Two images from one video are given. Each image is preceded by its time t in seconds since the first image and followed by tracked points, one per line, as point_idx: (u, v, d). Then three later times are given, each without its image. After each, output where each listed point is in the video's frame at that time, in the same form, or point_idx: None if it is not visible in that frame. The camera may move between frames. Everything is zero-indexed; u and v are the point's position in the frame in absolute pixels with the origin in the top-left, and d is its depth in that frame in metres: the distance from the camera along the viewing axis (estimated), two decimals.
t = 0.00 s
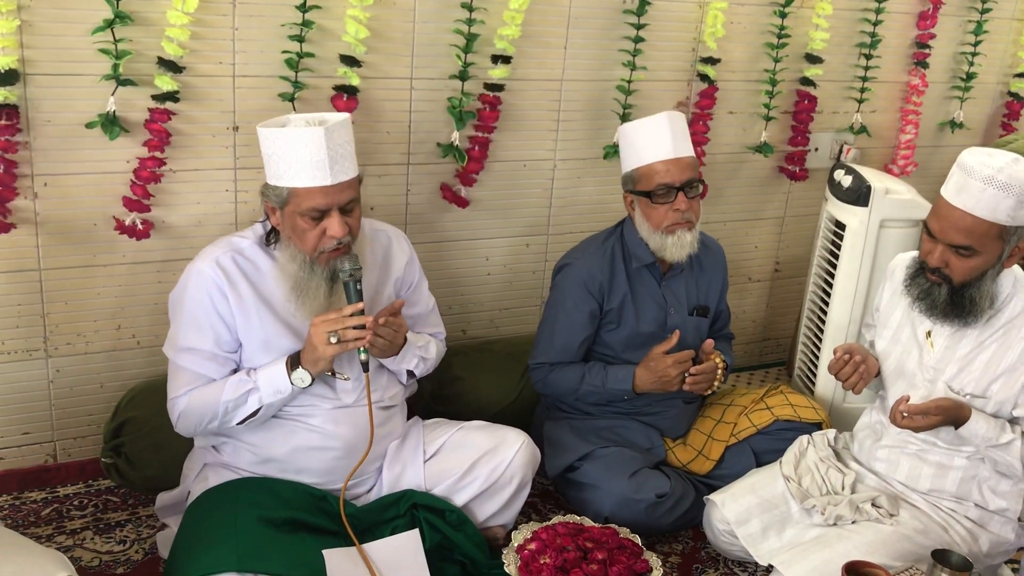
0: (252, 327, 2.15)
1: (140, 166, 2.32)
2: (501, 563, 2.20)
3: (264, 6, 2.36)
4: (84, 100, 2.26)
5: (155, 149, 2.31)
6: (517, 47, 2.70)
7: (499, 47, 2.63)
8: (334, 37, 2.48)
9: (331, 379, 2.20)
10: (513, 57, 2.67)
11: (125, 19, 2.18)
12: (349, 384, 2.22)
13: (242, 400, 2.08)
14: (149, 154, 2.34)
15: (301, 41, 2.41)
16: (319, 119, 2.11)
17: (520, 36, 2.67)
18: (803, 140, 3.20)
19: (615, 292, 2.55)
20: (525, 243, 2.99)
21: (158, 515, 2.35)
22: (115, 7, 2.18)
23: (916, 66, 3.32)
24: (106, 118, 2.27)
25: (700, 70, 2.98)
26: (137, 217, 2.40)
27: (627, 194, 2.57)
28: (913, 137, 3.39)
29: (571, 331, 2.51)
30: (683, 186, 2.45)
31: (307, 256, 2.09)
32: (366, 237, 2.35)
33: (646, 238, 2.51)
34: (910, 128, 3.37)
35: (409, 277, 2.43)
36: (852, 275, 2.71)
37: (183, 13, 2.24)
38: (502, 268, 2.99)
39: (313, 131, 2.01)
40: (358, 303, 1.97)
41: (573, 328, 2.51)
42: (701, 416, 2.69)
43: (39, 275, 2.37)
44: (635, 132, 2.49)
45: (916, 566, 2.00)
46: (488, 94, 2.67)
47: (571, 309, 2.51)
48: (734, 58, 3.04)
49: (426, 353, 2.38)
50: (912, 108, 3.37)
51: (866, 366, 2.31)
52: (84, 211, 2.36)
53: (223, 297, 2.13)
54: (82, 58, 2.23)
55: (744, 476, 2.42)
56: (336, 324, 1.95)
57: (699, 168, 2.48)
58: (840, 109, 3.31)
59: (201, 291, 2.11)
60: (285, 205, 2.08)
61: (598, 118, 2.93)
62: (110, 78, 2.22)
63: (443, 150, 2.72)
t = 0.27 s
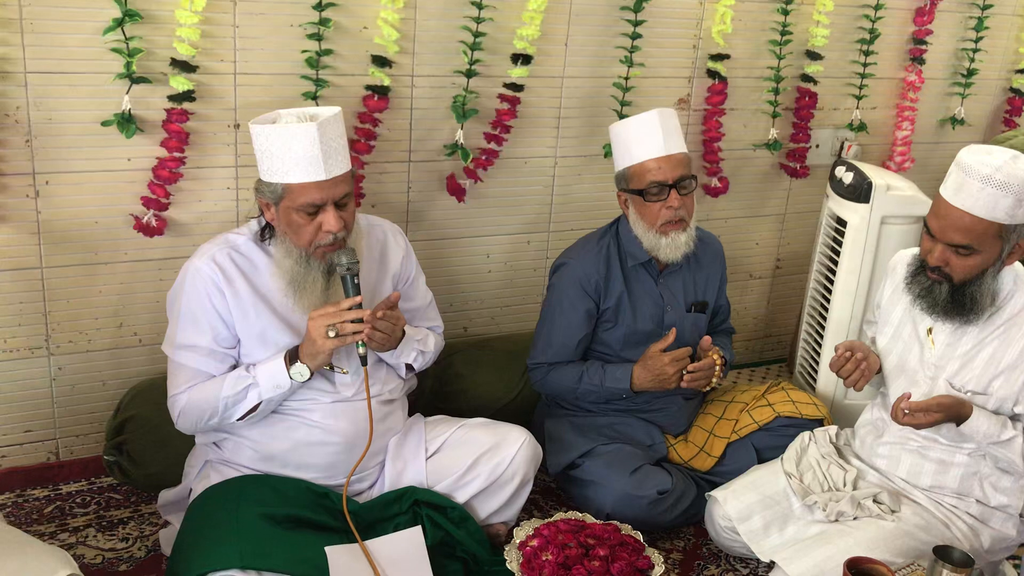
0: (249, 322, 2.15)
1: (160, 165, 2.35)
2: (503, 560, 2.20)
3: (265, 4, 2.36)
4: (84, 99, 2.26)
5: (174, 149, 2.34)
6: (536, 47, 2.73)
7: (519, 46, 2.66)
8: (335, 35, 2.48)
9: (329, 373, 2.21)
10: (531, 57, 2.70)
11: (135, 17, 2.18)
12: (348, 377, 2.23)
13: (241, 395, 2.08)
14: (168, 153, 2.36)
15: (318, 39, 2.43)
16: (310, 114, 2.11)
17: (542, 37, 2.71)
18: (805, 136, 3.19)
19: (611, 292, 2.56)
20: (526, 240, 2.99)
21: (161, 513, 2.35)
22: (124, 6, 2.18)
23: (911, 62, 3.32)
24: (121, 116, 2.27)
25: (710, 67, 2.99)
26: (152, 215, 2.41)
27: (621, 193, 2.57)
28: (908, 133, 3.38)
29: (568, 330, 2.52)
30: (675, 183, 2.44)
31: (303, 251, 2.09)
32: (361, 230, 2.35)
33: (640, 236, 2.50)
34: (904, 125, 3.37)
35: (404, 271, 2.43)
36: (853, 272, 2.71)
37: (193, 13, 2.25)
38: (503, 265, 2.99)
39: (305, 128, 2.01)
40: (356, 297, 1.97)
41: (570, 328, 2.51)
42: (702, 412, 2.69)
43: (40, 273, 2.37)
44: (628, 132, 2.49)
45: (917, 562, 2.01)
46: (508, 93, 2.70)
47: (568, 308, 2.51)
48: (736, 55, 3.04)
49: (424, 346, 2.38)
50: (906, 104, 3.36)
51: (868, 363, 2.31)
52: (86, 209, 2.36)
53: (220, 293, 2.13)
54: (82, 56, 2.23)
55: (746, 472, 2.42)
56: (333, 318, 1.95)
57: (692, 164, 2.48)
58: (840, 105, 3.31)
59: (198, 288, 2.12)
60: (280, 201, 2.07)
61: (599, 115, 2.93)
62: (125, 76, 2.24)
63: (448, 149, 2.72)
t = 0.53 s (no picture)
0: (250, 320, 2.15)
1: (175, 164, 2.36)
2: (507, 559, 2.20)
3: (271, 3, 2.36)
4: (89, 97, 2.26)
5: (189, 147, 2.36)
6: (547, 47, 2.73)
7: (529, 48, 2.66)
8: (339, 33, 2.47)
9: (330, 369, 2.21)
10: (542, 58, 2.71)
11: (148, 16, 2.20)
12: (350, 373, 2.21)
13: (242, 392, 2.08)
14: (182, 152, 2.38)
15: (342, 39, 2.44)
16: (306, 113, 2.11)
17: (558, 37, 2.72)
18: (810, 136, 3.19)
19: (610, 291, 2.56)
20: (529, 239, 2.99)
21: (165, 511, 2.35)
22: (138, 4, 2.20)
23: (915, 61, 3.32)
24: (134, 115, 2.30)
25: (725, 67, 3.00)
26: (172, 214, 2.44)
27: (618, 193, 2.59)
28: (909, 132, 3.37)
29: (568, 330, 2.52)
30: (673, 178, 2.44)
31: (301, 248, 2.09)
32: (361, 227, 2.35)
33: (640, 235, 2.50)
34: (905, 124, 3.36)
35: (405, 268, 2.43)
36: (857, 271, 2.71)
37: (209, 13, 2.26)
38: (507, 264, 2.99)
39: (301, 126, 2.01)
40: (354, 292, 1.97)
41: (570, 327, 2.51)
42: (705, 411, 2.69)
43: (45, 272, 2.37)
44: (624, 131, 2.50)
45: (922, 561, 2.01)
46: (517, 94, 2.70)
47: (566, 309, 2.51)
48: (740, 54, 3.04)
49: (426, 343, 2.37)
50: (908, 103, 3.35)
51: (872, 362, 2.31)
52: (90, 208, 2.37)
53: (220, 291, 2.13)
54: (87, 55, 2.23)
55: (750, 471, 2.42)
56: (332, 313, 1.95)
57: (689, 160, 2.48)
58: (844, 104, 3.31)
59: (198, 287, 2.12)
60: (277, 199, 2.08)
61: (603, 114, 2.93)
62: (137, 74, 2.25)
63: (459, 147, 2.74)
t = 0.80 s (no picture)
0: (252, 320, 2.15)
1: (183, 163, 2.36)
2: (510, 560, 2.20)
3: (276, 4, 2.36)
4: (94, 98, 2.27)
5: (198, 148, 2.35)
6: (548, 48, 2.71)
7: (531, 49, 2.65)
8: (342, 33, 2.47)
9: (333, 369, 2.20)
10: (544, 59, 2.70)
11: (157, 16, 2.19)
12: (352, 374, 2.22)
13: (245, 393, 2.08)
14: (191, 153, 2.38)
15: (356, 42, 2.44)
16: (307, 113, 2.12)
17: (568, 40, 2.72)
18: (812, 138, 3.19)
19: (616, 291, 2.55)
20: (533, 241, 2.99)
21: (169, 512, 2.36)
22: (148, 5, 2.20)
23: (922, 62, 3.31)
24: (144, 115, 2.30)
25: (728, 67, 2.99)
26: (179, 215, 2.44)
27: (626, 192, 2.56)
28: (915, 134, 3.36)
29: (573, 330, 2.52)
30: (681, 180, 2.45)
31: (303, 248, 2.09)
32: (363, 228, 2.35)
33: (646, 235, 2.50)
34: (911, 126, 3.35)
35: (408, 268, 2.43)
36: (862, 273, 2.71)
37: (220, 14, 2.27)
38: (510, 265, 2.99)
39: (302, 125, 2.02)
40: (356, 292, 1.97)
41: (575, 328, 2.51)
42: (709, 413, 2.69)
43: (49, 272, 2.37)
44: (633, 132, 2.50)
45: (926, 565, 2.00)
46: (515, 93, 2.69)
47: (573, 308, 2.51)
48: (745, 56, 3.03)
49: (428, 343, 2.37)
50: (914, 104, 3.35)
51: (876, 365, 2.31)
52: (95, 208, 2.37)
53: (222, 292, 2.13)
54: (92, 56, 2.23)
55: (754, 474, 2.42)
56: (334, 313, 1.95)
57: (696, 163, 2.49)
58: (848, 106, 3.30)
59: (199, 288, 2.12)
60: (278, 199, 2.08)
61: (607, 115, 2.92)
62: (145, 75, 2.25)
63: (471, 150, 2.75)
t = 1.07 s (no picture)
0: (256, 321, 2.15)
1: (180, 165, 2.35)
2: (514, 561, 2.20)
3: (279, 4, 2.36)
4: (96, 98, 2.27)
5: (194, 150, 2.34)
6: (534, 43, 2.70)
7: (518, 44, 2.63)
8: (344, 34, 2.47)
9: (336, 370, 2.21)
10: (530, 54, 2.68)
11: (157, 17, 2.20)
12: (355, 375, 2.22)
13: (248, 394, 2.08)
14: (188, 154, 2.37)
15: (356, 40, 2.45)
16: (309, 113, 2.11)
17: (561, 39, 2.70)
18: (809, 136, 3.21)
19: (626, 290, 2.55)
20: (536, 241, 2.99)
21: (171, 512, 2.35)
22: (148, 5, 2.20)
23: (931, 63, 3.31)
24: (144, 116, 2.29)
25: (718, 67, 2.98)
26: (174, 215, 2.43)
27: (638, 191, 2.56)
28: (927, 134, 3.36)
29: (582, 327, 2.51)
30: (696, 182, 2.44)
31: (306, 249, 2.08)
32: (365, 230, 2.35)
33: (659, 235, 2.50)
34: (923, 126, 3.35)
35: (410, 268, 2.43)
36: (865, 275, 2.70)
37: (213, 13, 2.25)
38: (513, 265, 2.99)
39: (305, 125, 2.02)
40: (359, 293, 1.97)
41: (584, 326, 2.51)
42: (713, 414, 2.69)
43: (52, 272, 2.37)
44: (649, 129, 2.50)
45: (929, 566, 2.00)
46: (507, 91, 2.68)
47: (582, 306, 2.51)
48: (748, 56, 3.03)
49: (431, 343, 2.37)
50: (925, 105, 3.35)
51: (879, 366, 2.30)
52: (98, 208, 2.37)
53: (225, 292, 2.14)
54: (94, 56, 2.23)
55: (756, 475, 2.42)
56: (339, 313, 1.94)
57: (711, 164, 2.48)
58: (854, 106, 3.29)
59: (203, 288, 2.12)
60: (282, 199, 2.08)
61: (610, 115, 2.92)
62: (144, 75, 2.25)
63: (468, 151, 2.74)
